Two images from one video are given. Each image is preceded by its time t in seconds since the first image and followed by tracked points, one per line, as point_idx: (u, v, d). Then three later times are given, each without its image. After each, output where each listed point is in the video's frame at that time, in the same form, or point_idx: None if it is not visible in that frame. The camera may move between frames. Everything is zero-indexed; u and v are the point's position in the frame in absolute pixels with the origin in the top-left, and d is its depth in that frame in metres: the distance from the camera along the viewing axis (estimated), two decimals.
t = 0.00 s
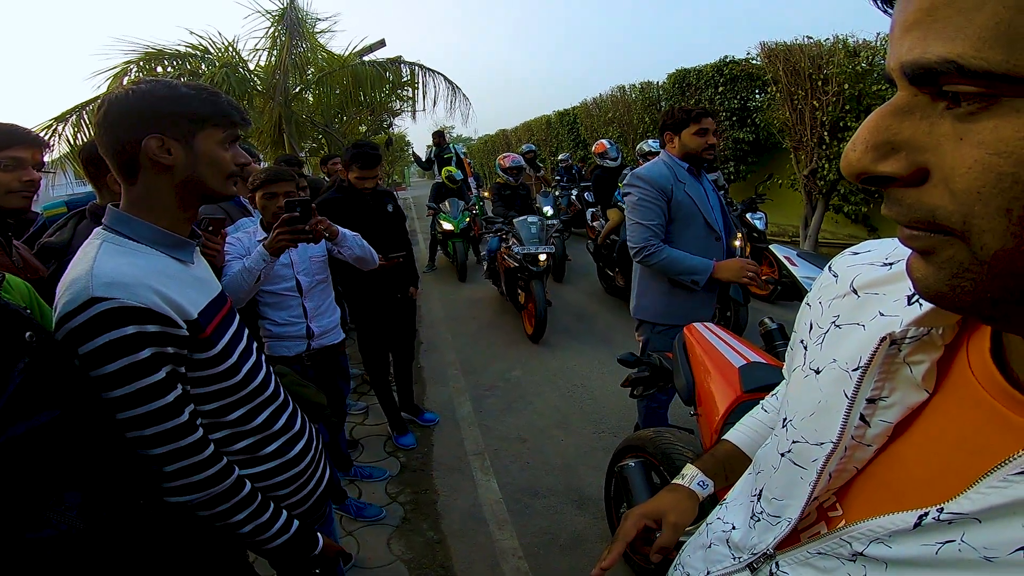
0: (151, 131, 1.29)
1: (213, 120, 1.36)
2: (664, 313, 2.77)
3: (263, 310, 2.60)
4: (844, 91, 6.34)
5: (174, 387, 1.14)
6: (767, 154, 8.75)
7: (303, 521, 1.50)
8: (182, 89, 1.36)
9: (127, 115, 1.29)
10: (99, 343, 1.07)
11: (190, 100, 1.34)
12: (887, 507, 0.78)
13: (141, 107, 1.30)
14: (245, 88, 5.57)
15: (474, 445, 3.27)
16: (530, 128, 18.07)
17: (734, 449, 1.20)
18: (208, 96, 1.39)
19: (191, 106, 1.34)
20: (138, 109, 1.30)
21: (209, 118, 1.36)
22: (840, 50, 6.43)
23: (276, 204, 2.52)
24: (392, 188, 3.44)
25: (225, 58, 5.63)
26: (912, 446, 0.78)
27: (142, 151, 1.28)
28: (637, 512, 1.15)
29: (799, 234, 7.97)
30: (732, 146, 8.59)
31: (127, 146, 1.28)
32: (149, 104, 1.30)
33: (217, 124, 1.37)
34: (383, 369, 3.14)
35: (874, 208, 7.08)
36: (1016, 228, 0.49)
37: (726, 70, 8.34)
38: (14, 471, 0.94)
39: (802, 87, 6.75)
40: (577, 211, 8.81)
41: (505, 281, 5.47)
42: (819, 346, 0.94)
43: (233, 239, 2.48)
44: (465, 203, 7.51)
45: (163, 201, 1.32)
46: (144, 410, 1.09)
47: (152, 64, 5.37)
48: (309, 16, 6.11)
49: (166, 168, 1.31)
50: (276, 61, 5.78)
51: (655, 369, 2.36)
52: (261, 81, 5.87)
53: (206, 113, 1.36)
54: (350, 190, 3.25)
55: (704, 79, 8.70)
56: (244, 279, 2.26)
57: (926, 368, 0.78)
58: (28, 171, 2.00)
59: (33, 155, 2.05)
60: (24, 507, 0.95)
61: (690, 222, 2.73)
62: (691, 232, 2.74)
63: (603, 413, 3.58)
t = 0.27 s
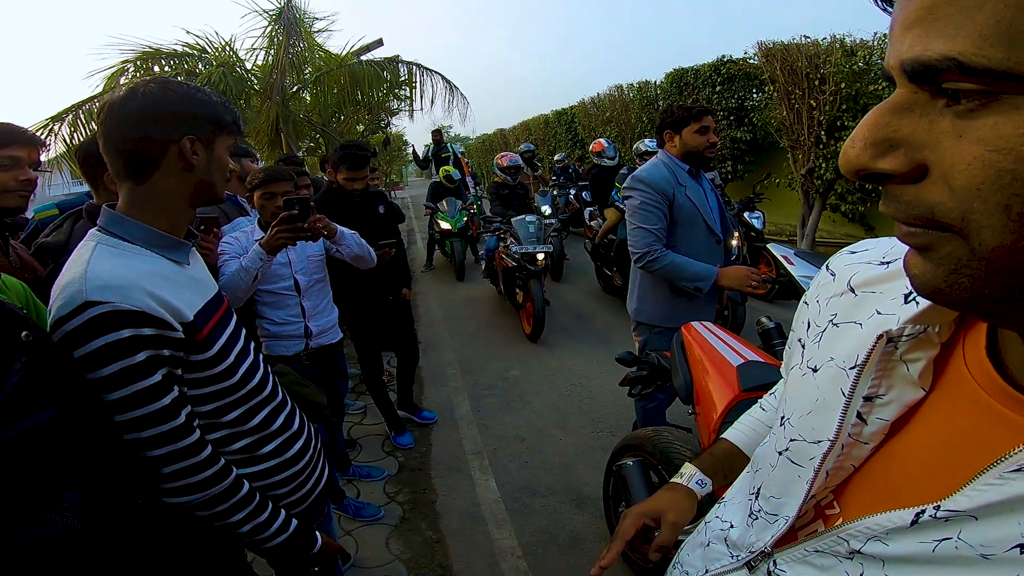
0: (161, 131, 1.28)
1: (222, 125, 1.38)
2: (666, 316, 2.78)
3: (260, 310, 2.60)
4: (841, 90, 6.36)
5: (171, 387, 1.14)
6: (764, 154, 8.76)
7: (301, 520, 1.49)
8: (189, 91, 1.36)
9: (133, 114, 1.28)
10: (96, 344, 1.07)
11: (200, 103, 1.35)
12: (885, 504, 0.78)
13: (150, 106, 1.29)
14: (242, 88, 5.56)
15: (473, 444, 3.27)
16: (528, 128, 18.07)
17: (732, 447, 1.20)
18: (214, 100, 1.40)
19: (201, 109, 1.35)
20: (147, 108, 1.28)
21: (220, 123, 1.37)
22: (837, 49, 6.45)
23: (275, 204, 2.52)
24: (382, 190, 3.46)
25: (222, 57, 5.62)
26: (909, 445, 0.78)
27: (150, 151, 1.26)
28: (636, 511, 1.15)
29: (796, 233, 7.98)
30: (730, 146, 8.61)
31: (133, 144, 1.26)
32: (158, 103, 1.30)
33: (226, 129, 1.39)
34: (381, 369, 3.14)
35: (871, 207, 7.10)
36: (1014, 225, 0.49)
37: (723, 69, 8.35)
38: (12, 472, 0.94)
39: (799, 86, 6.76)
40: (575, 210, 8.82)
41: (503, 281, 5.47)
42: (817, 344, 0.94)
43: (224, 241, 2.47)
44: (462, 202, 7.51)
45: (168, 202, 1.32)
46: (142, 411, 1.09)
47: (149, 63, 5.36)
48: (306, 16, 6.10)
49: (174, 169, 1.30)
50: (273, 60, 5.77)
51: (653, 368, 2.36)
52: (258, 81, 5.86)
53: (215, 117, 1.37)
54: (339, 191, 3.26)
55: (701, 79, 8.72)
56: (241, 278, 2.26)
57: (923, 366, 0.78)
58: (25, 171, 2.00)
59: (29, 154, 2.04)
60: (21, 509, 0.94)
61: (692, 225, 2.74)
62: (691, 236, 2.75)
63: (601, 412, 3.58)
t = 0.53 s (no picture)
0: (167, 129, 1.28)
1: (225, 127, 1.40)
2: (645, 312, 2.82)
3: (259, 309, 2.60)
4: (839, 89, 6.37)
5: (172, 387, 1.14)
6: (762, 153, 8.77)
7: (301, 520, 1.49)
8: (193, 93, 1.37)
9: (138, 113, 1.28)
10: (97, 343, 1.07)
11: (204, 105, 1.36)
12: (886, 504, 0.78)
13: (156, 106, 1.29)
14: (240, 87, 5.55)
15: (472, 444, 3.27)
16: (527, 128, 18.07)
17: (733, 447, 1.20)
18: (216, 103, 1.41)
19: (205, 111, 1.36)
20: (152, 108, 1.29)
21: (223, 126, 1.39)
22: (836, 49, 6.46)
23: (273, 203, 2.51)
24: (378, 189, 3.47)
25: (220, 57, 5.61)
26: (911, 444, 0.78)
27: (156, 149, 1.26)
28: (636, 510, 1.16)
29: (795, 232, 7.99)
30: (728, 145, 8.62)
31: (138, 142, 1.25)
32: (163, 103, 1.30)
33: (227, 132, 1.41)
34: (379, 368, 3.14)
35: (869, 206, 7.11)
36: (1015, 224, 0.49)
37: (722, 69, 8.37)
38: (13, 471, 0.94)
39: (798, 85, 6.77)
40: (574, 210, 8.82)
41: (502, 280, 5.47)
42: (818, 344, 0.94)
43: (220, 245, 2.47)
44: (461, 202, 7.51)
45: (171, 201, 1.32)
46: (143, 411, 1.09)
47: (146, 63, 5.35)
48: (305, 15, 6.09)
49: (179, 168, 1.30)
50: (272, 60, 5.76)
51: (651, 368, 2.36)
52: (257, 80, 5.85)
53: (219, 119, 1.39)
54: (336, 188, 3.25)
55: (700, 78, 8.72)
56: (239, 277, 2.26)
57: (924, 365, 0.79)
58: (22, 170, 1.99)
59: (27, 154, 2.04)
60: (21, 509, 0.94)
61: (679, 224, 2.73)
62: (678, 235, 2.75)
63: (600, 412, 3.58)
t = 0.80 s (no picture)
0: (164, 129, 1.28)
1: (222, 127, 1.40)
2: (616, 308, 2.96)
3: (257, 309, 2.59)
4: (838, 89, 6.37)
5: (171, 385, 1.14)
6: (761, 153, 8.77)
7: (301, 519, 1.49)
8: (190, 92, 1.37)
9: (135, 113, 1.27)
10: (94, 342, 1.07)
11: (201, 104, 1.36)
12: (884, 502, 0.78)
13: (152, 106, 1.29)
14: (239, 87, 5.55)
15: (470, 444, 3.27)
16: (527, 127, 18.07)
17: (732, 446, 1.20)
18: (214, 102, 1.41)
19: (203, 111, 1.36)
20: (148, 107, 1.28)
21: (220, 125, 1.39)
22: (835, 49, 6.46)
23: (271, 202, 2.51)
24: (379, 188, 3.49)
25: (219, 56, 5.61)
26: (908, 443, 0.78)
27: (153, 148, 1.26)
28: (636, 510, 1.16)
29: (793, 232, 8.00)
30: (727, 145, 8.63)
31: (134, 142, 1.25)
32: (160, 103, 1.30)
33: (224, 131, 1.41)
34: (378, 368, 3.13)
35: (868, 206, 7.12)
36: (1009, 222, 0.49)
37: (721, 69, 8.37)
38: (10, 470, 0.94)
39: (797, 85, 6.77)
40: (573, 210, 8.82)
41: (501, 280, 5.47)
42: (816, 344, 0.94)
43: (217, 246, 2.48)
44: (460, 201, 7.51)
45: (169, 201, 1.32)
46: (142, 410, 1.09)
47: (145, 62, 5.34)
48: (304, 15, 6.08)
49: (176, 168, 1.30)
50: (271, 60, 5.76)
51: (649, 368, 2.36)
52: (255, 80, 5.85)
53: (217, 119, 1.38)
54: (342, 185, 3.28)
55: (700, 78, 8.73)
56: (237, 276, 2.26)
57: (921, 364, 0.79)
58: (19, 170, 1.99)
59: (23, 153, 2.03)
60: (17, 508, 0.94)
61: (657, 225, 2.83)
62: (656, 236, 2.84)
63: (599, 411, 3.58)
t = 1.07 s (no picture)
0: (163, 130, 1.28)
1: (221, 125, 1.40)
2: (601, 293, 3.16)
3: (256, 308, 2.60)
4: (836, 90, 6.38)
5: (169, 383, 1.14)
6: (759, 153, 8.79)
7: (298, 517, 1.50)
8: (187, 92, 1.37)
9: (133, 114, 1.28)
10: (94, 340, 1.07)
11: (199, 103, 1.36)
12: (882, 498, 0.79)
13: (150, 106, 1.29)
14: (237, 87, 5.55)
15: (468, 443, 3.27)
16: (526, 127, 18.08)
17: (732, 445, 1.21)
18: (212, 101, 1.41)
19: (201, 110, 1.36)
20: (145, 108, 1.29)
21: (219, 124, 1.39)
22: (833, 49, 6.48)
23: (270, 202, 2.51)
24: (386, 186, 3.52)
25: (217, 56, 5.61)
26: (905, 439, 0.79)
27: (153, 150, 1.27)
28: (636, 508, 1.16)
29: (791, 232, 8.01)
30: (725, 145, 8.64)
31: (133, 143, 1.25)
32: (158, 103, 1.30)
33: (224, 130, 1.41)
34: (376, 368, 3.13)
35: (866, 206, 7.13)
36: (1007, 220, 0.49)
37: (720, 69, 8.39)
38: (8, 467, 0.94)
39: (795, 86, 6.79)
40: (571, 210, 8.83)
41: (500, 280, 5.48)
42: (815, 342, 0.95)
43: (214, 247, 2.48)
44: (459, 201, 7.52)
45: (168, 201, 1.32)
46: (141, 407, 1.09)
47: (143, 62, 5.34)
48: (302, 14, 6.08)
49: (176, 169, 1.31)
50: (269, 59, 5.76)
51: (647, 367, 2.37)
52: (254, 79, 5.84)
53: (215, 118, 1.38)
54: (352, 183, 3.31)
55: (698, 78, 8.75)
56: (235, 275, 2.26)
57: (919, 361, 0.79)
58: (15, 169, 1.99)
59: (20, 152, 2.03)
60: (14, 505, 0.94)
61: (650, 215, 3.01)
62: (648, 226, 3.03)
63: (597, 411, 3.58)
